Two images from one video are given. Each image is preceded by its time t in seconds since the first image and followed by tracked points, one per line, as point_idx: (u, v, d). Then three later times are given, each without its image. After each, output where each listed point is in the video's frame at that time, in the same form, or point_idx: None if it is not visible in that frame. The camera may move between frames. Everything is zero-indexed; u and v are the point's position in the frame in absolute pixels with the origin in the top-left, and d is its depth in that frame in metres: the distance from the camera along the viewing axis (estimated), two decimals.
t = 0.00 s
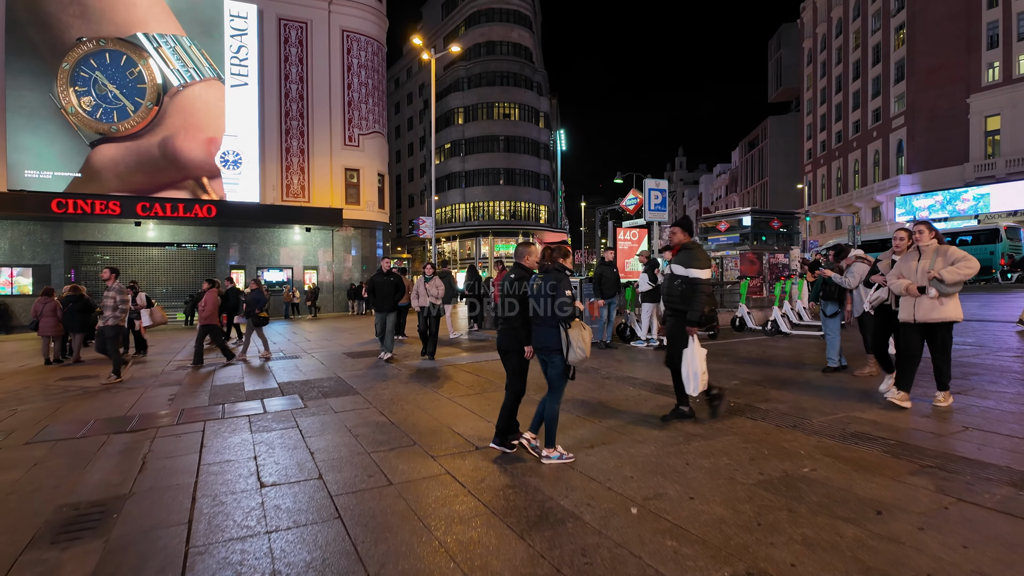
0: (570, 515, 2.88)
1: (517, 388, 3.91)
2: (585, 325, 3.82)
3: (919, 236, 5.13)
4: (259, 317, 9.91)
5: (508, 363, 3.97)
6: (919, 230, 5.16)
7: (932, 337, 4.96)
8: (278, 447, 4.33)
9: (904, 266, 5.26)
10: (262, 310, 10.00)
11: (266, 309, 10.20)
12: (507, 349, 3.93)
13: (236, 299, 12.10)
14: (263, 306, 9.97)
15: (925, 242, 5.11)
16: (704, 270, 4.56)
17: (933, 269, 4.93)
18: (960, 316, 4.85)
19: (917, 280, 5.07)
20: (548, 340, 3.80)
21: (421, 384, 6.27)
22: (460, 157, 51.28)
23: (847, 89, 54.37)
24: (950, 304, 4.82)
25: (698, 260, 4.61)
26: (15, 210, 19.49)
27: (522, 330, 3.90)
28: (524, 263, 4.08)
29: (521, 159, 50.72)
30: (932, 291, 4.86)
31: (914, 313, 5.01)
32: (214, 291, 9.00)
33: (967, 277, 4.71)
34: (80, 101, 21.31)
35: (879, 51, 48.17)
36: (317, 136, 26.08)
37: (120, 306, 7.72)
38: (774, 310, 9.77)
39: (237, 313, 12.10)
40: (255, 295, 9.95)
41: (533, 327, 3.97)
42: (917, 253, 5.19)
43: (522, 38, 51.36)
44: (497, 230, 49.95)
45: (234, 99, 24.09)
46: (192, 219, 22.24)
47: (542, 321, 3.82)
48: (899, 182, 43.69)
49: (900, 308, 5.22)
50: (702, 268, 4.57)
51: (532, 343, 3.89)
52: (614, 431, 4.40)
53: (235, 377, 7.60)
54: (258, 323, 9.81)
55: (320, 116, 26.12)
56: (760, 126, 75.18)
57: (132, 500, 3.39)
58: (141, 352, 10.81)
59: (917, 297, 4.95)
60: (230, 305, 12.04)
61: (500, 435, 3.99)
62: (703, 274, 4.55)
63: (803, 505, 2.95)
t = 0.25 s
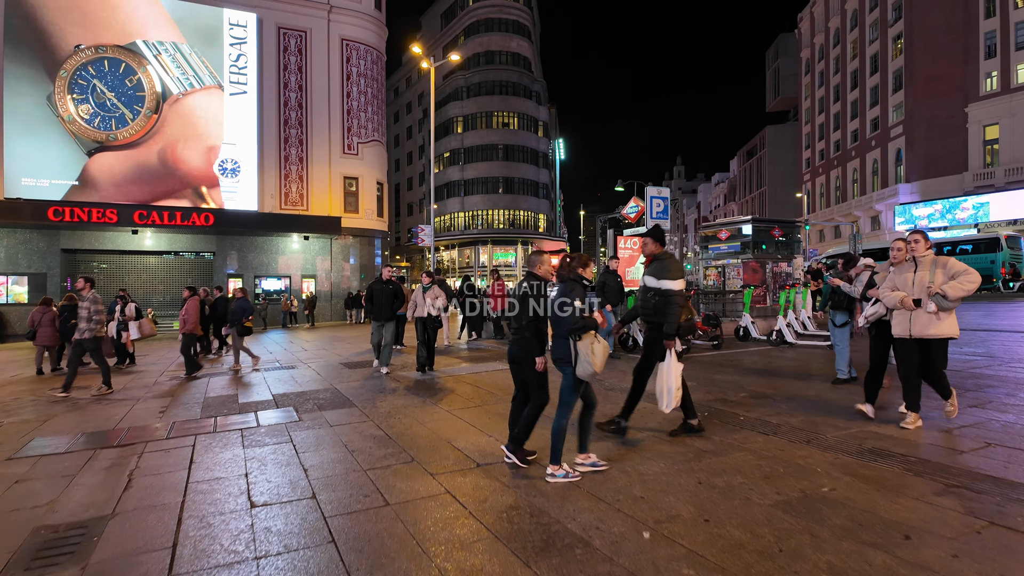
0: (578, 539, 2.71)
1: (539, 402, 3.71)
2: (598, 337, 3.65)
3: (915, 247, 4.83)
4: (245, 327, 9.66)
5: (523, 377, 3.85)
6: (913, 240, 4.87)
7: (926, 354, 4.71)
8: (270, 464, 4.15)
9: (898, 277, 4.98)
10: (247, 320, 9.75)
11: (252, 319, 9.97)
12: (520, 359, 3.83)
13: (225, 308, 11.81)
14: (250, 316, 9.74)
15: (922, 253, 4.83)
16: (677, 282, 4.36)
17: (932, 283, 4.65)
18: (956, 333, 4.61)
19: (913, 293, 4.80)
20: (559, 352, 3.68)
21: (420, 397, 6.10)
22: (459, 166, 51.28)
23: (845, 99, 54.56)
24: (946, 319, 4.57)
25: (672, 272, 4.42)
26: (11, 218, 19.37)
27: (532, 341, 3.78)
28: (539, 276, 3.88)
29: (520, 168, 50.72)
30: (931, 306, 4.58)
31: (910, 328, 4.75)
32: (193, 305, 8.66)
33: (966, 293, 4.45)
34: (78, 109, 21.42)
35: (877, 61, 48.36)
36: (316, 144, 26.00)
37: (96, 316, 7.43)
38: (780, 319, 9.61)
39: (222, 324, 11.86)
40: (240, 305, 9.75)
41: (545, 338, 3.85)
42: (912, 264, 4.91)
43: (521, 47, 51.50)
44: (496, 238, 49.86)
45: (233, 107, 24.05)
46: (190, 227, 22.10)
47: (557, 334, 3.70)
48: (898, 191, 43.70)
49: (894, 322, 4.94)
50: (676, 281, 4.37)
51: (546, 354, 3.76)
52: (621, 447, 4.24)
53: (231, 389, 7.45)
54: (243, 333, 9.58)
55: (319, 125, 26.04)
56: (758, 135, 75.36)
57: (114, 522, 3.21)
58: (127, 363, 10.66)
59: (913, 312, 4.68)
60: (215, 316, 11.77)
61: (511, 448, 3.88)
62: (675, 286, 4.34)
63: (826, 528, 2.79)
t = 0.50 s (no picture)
0: (590, 566, 2.54)
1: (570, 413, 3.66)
2: (626, 349, 3.50)
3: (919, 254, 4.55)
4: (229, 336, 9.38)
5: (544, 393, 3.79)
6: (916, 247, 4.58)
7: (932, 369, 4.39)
8: (263, 481, 3.97)
9: (901, 285, 4.69)
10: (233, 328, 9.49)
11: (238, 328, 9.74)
12: (538, 370, 3.77)
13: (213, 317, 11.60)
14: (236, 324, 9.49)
15: (927, 261, 4.54)
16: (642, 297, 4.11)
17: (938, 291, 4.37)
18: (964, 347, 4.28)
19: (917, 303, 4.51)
20: (583, 363, 3.57)
21: (420, 409, 5.93)
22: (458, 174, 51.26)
23: (843, 108, 54.65)
24: (954, 331, 4.26)
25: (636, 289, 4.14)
26: (7, 225, 19.23)
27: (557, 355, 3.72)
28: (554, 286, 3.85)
29: (519, 176, 50.68)
30: (934, 315, 4.29)
31: (916, 342, 4.43)
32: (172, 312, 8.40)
33: (974, 303, 4.15)
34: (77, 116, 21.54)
35: (875, 70, 48.49)
36: (315, 152, 25.93)
37: (65, 329, 7.20)
38: (784, 328, 9.43)
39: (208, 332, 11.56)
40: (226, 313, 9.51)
41: (566, 351, 3.76)
42: (915, 273, 4.63)
43: (520, 55, 51.58)
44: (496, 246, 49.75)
45: (232, 114, 24.06)
46: (187, 235, 21.97)
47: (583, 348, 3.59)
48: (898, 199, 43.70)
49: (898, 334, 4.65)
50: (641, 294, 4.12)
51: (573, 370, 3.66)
52: (630, 462, 4.07)
53: (226, 399, 7.30)
54: (228, 341, 9.33)
55: (318, 132, 25.97)
56: (757, 143, 75.52)
57: (96, 545, 3.03)
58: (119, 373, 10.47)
59: (918, 323, 4.38)
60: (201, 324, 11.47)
61: (518, 463, 3.79)
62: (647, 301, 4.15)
63: (852, 553, 2.63)
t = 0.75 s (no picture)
0: None
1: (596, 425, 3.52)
2: (661, 355, 3.33)
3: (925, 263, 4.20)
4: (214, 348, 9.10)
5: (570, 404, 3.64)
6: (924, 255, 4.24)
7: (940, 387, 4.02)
8: (254, 499, 3.79)
9: (907, 296, 4.36)
10: (220, 340, 9.20)
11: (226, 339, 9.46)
12: (566, 383, 3.63)
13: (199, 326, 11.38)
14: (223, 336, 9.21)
15: (935, 271, 4.18)
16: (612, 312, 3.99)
17: (939, 302, 4.02)
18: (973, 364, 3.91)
19: (920, 315, 4.17)
20: (614, 371, 3.42)
21: (419, 423, 5.76)
22: (457, 182, 51.24)
23: (842, 116, 54.75)
24: (960, 347, 3.90)
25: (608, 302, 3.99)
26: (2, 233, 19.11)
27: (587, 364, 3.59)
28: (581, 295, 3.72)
29: (518, 184, 50.66)
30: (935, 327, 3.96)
31: (920, 358, 4.09)
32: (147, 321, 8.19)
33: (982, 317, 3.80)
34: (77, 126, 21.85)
35: (873, 79, 48.64)
36: (314, 159, 25.84)
37: (27, 339, 6.97)
38: (790, 336, 9.28)
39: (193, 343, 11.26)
40: (213, 324, 9.22)
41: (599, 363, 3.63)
42: (921, 282, 4.29)
43: (519, 64, 51.65)
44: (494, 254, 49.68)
45: (230, 122, 24.08)
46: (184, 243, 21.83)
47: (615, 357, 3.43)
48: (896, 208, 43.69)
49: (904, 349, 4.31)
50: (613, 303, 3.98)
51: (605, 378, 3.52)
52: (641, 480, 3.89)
53: (219, 411, 7.11)
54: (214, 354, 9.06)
55: (317, 139, 25.89)
56: (756, 152, 75.65)
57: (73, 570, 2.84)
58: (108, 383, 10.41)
59: (920, 337, 4.05)
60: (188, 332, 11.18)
61: (526, 474, 3.69)
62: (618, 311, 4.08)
63: None
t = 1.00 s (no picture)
0: None
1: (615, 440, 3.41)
2: (702, 368, 3.09)
3: (931, 269, 3.92)
4: (196, 358, 8.89)
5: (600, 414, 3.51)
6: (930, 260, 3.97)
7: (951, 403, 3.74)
8: (240, 520, 3.58)
9: (911, 305, 4.07)
10: (202, 349, 9.00)
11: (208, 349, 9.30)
12: (595, 395, 3.51)
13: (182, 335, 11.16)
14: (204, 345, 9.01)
15: (943, 277, 3.91)
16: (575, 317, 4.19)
17: (952, 312, 3.74)
18: (987, 381, 3.62)
19: (928, 325, 3.88)
20: (648, 387, 3.26)
21: (416, 438, 5.54)
22: (456, 190, 51.18)
23: (840, 125, 54.87)
24: (974, 361, 3.62)
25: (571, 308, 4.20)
26: None
27: (622, 373, 3.45)
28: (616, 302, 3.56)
29: (517, 192, 50.61)
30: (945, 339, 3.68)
31: (925, 372, 3.79)
32: (122, 330, 7.99)
33: (1000, 326, 3.54)
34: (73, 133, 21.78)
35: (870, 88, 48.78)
36: (312, 167, 25.72)
37: None
38: (796, 345, 9.11)
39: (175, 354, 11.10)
40: (194, 333, 9.06)
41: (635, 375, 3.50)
42: (929, 289, 4.00)
43: (517, 73, 51.71)
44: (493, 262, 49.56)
45: (228, 130, 24.05)
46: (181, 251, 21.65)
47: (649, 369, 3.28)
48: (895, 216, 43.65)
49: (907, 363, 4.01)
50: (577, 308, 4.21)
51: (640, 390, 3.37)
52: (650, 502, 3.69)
53: (210, 424, 6.88)
54: (196, 363, 8.84)
55: (315, 147, 25.79)
56: (753, 161, 75.79)
57: None
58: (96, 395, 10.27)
59: (928, 350, 3.76)
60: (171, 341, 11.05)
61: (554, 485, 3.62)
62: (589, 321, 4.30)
63: None
